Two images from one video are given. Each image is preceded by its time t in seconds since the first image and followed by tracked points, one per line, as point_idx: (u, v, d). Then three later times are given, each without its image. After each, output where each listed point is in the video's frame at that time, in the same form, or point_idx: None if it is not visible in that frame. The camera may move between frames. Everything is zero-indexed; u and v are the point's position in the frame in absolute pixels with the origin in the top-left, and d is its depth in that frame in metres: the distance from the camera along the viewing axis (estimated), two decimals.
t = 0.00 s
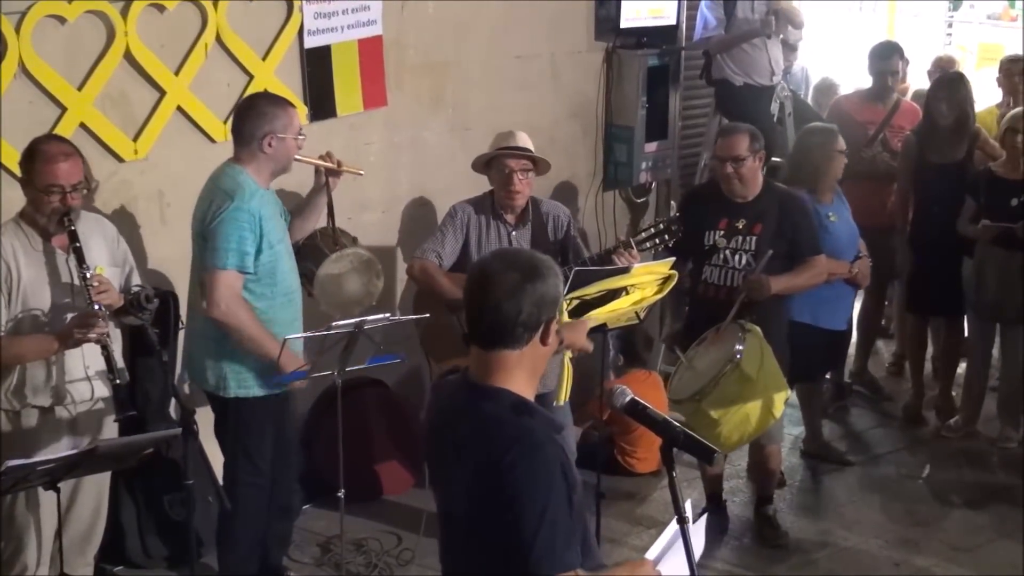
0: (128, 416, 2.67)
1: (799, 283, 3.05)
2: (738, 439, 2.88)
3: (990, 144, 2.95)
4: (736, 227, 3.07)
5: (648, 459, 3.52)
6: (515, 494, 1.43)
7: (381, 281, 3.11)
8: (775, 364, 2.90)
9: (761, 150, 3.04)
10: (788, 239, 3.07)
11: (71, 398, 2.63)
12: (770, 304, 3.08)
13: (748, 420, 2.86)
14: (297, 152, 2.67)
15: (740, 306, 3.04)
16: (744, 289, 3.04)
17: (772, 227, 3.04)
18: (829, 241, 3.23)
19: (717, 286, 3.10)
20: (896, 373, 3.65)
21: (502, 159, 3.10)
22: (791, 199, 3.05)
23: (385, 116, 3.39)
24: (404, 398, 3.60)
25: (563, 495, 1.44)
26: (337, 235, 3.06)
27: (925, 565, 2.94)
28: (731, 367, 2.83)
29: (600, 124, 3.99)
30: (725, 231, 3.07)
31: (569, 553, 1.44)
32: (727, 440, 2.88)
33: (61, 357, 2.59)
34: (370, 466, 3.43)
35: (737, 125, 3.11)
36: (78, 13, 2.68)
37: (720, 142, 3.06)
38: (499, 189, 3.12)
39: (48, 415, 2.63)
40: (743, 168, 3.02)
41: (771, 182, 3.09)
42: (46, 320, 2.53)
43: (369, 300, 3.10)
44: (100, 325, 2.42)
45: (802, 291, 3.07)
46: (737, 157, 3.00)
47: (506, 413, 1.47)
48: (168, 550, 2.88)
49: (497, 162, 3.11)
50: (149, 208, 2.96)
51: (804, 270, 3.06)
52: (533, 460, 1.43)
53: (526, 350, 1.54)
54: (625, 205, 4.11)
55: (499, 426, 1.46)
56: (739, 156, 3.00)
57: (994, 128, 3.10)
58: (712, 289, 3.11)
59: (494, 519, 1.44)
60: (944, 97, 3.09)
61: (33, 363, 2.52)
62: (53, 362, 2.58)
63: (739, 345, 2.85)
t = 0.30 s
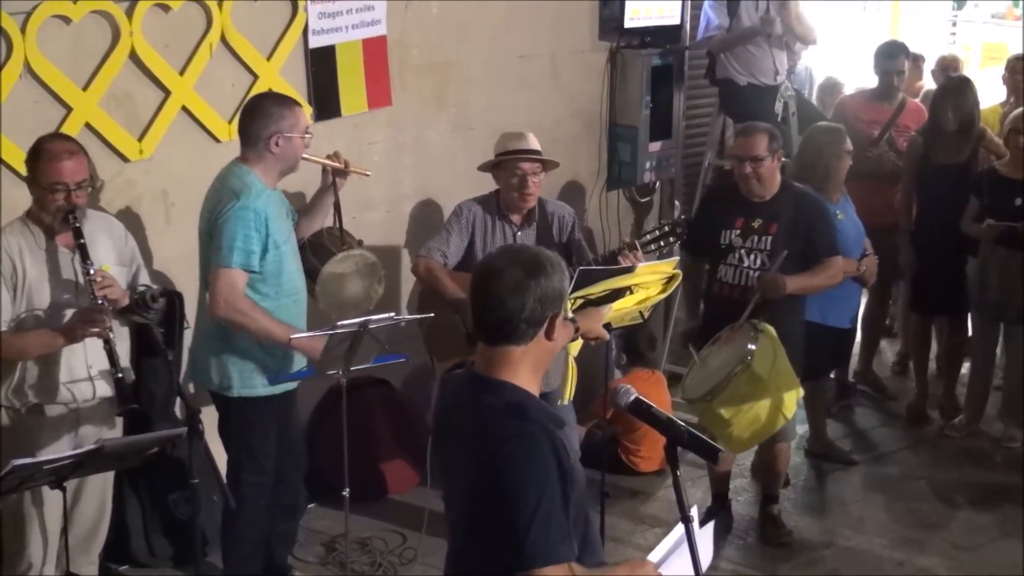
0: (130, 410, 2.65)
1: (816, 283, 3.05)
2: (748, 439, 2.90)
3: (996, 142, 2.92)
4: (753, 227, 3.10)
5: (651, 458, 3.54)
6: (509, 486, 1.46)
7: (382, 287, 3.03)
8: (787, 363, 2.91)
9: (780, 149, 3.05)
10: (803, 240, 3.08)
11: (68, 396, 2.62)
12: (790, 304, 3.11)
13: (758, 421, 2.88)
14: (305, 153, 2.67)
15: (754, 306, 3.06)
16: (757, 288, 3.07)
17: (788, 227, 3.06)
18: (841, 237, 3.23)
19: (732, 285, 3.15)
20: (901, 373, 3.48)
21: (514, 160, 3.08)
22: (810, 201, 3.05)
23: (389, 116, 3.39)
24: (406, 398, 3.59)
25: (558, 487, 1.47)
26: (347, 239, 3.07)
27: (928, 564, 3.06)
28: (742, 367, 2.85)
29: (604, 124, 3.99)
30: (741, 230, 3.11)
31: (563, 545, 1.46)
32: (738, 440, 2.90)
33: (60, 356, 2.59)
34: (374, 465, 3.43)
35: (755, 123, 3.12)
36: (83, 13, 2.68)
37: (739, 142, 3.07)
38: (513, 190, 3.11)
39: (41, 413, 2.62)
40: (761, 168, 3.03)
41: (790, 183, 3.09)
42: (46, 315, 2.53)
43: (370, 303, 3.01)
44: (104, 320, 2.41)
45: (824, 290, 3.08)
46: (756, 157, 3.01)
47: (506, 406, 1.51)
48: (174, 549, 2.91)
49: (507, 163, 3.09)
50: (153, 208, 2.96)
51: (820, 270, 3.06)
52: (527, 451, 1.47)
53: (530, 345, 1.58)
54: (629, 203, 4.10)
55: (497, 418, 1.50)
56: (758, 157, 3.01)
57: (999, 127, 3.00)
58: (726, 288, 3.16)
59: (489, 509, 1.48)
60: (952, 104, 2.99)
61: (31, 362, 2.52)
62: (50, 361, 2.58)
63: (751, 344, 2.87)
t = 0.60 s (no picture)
0: (136, 422, 2.67)
1: (825, 286, 3.07)
2: (755, 440, 2.90)
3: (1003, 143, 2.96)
4: (764, 227, 3.11)
5: (657, 458, 3.52)
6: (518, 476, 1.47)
7: (386, 291, 3.06)
8: (794, 363, 2.94)
9: (792, 151, 3.05)
10: (815, 240, 3.09)
11: (80, 397, 2.62)
12: (806, 305, 3.11)
13: (765, 420, 2.88)
14: (310, 154, 2.68)
15: (765, 303, 3.08)
16: (770, 289, 3.08)
17: (800, 228, 3.07)
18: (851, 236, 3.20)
19: (742, 285, 3.14)
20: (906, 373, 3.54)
21: (522, 160, 3.08)
22: (823, 202, 3.06)
23: (395, 117, 3.39)
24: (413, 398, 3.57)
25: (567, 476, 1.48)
26: (347, 241, 3.12)
27: (934, 564, 3.02)
28: (750, 367, 2.84)
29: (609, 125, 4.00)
30: (753, 231, 3.12)
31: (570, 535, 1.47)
32: (744, 439, 2.89)
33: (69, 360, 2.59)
34: (382, 465, 3.44)
35: (767, 124, 3.12)
36: (90, 15, 2.70)
37: (752, 142, 3.07)
38: (523, 189, 3.11)
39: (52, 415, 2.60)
40: (774, 169, 3.04)
41: (803, 183, 3.09)
42: (53, 319, 2.52)
43: (377, 306, 3.03)
44: (107, 330, 2.43)
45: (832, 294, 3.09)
46: (768, 157, 3.02)
47: (515, 397, 1.52)
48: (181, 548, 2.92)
49: (514, 163, 3.08)
50: (160, 208, 2.97)
51: (832, 271, 3.08)
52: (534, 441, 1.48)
53: (537, 343, 1.58)
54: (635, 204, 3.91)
55: (507, 408, 1.51)
56: (771, 157, 3.02)
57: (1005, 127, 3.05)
58: (737, 288, 3.16)
59: (498, 498, 1.49)
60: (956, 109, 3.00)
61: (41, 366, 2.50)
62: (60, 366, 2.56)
63: (759, 344, 2.87)
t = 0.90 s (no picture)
0: (148, 415, 2.76)
1: (831, 287, 3.04)
2: (759, 441, 2.92)
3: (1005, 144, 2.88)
4: (768, 227, 3.10)
5: (661, 457, 3.54)
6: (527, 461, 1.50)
7: (384, 284, 3.25)
8: (798, 364, 2.92)
9: (798, 151, 3.04)
10: (822, 241, 3.07)
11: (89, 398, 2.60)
12: (810, 308, 3.11)
13: (767, 420, 2.90)
14: (306, 147, 2.68)
15: (772, 307, 3.08)
16: (776, 291, 3.07)
17: (805, 229, 3.06)
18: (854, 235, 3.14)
19: (746, 285, 3.14)
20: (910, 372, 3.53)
21: (524, 158, 3.08)
22: (826, 202, 3.04)
23: (399, 117, 3.40)
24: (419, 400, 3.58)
25: (576, 465, 1.50)
26: (351, 229, 3.12)
27: (940, 563, 3.03)
28: (752, 366, 2.84)
29: (613, 127, 3.94)
30: (758, 231, 3.11)
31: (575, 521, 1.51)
32: (747, 440, 2.92)
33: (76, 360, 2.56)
34: (385, 465, 3.44)
35: (773, 124, 3.11)
36: (93, 16, 2.70)
37: (759, 142, 3.06)
38: (525, 186, 3.12)
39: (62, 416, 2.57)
40: (780, 168, 3.03)
41: (807, 183, 3.08)
42: (59, 318, 2.50)
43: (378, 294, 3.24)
44: (116, 326, 2.41)
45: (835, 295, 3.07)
46: (775, 157, 3.01)
47: (528, 386, 1.54)
48: (185, 548, 2.93)
49: (516, 162, 3.09)
50: (164, 209, 2.98)
51: (837, 272, 3.06)
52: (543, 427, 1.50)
53: (550, 334, 1.59)
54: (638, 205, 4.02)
55: (517, 396, 1.53)
56: (777, 157, 3.01)
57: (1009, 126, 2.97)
58: (743, 288, 3.15)
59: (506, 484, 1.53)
60: (959, 108, 2.99)
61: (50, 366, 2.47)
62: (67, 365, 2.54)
63: (762, 343, 2.86)
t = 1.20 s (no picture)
0: (148, 429, 2.70)
1: (826, 288, 3.04)
2: (756, 443, 2.92)
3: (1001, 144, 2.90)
4: (763, 229, 3.11)
5: (659, 459, 3.54)
6: (516, 457, 1.56)
7: (391, 293, 3.11)
8: (794, 365, 2.92)
9: (794, 151, 3.06)
10: (817, 241, 3.07)
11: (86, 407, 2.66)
12: (805, 308, 3.12)
13: (764, 424, 2.89)
14: (307, 161, 2.70)
15: (766, 311, 3.09)
16: (772, 291, 3.09)
17: (801, 229, 3.06)
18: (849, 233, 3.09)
19: (742, 287, 3.17)
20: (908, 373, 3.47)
21: (520, 162, 3.10)
22: (821, 203, 3.04)
23: (396, 121, 3.39)
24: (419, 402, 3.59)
25: (561, 461, 1.56)
26: (350, 243, 3.08)
27: (937, 563, 3.04)
28: (749, 368, 2.86)
29: (610, 129, 4.00)
30: (752, 233, 3.12)
31: (560, 516, 1.56)
32: (744, 442, 2.92)
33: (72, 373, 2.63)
34: (384, 468, 3.45)
35: (769, 126, 3.13)
36: (91, 21, 2.70)
37: (754, 142, 3.08)
38: (521, 191, 3.12)
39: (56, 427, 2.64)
40: (776, 168, 3.04)
41: (803, 185, 3.09)
42: (55, 330, 2.48)
43: (382, 307, 3.08)
44: (111, 339, 2.39)
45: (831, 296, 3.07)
46: (772, 157, 3.03)
47: (519, 383, 1.60)
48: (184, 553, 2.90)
49: (511, 165, 3.11)
50: (162, 213, 2.98)
51: (832, 274, 3.06)
52: (533, 423, 1.56)
53: (544, 336, 1.65)
54: (636, 207, 4.01)
55: (507, 393, 1.59)
56: (773, 156, 3.03)
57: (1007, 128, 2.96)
58: (738, 290, 3.18)
59: (495, 479, 1.58)
60: (949, 116, 3.01)
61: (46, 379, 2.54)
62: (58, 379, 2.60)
63: (757, 346, 2.87)
